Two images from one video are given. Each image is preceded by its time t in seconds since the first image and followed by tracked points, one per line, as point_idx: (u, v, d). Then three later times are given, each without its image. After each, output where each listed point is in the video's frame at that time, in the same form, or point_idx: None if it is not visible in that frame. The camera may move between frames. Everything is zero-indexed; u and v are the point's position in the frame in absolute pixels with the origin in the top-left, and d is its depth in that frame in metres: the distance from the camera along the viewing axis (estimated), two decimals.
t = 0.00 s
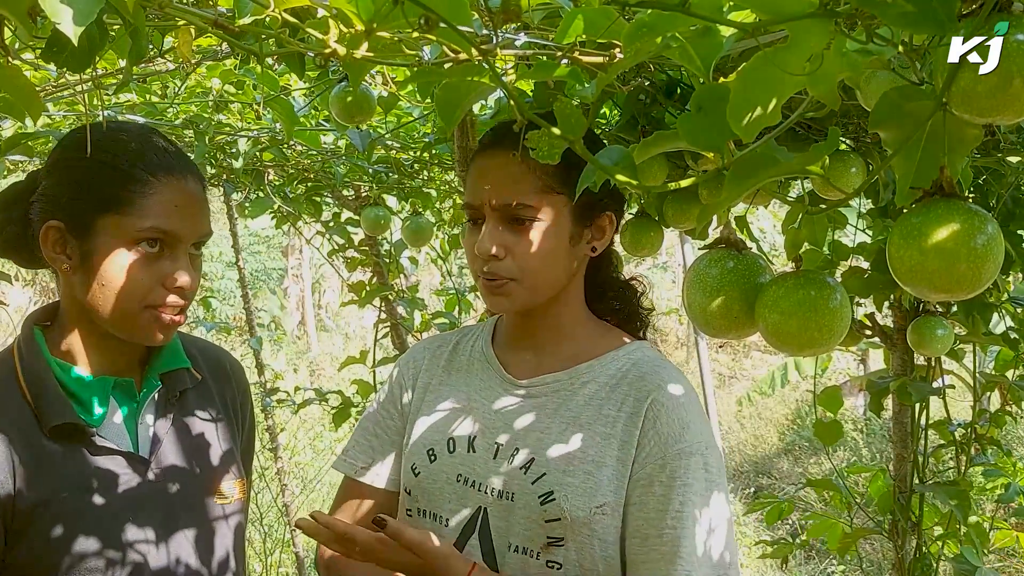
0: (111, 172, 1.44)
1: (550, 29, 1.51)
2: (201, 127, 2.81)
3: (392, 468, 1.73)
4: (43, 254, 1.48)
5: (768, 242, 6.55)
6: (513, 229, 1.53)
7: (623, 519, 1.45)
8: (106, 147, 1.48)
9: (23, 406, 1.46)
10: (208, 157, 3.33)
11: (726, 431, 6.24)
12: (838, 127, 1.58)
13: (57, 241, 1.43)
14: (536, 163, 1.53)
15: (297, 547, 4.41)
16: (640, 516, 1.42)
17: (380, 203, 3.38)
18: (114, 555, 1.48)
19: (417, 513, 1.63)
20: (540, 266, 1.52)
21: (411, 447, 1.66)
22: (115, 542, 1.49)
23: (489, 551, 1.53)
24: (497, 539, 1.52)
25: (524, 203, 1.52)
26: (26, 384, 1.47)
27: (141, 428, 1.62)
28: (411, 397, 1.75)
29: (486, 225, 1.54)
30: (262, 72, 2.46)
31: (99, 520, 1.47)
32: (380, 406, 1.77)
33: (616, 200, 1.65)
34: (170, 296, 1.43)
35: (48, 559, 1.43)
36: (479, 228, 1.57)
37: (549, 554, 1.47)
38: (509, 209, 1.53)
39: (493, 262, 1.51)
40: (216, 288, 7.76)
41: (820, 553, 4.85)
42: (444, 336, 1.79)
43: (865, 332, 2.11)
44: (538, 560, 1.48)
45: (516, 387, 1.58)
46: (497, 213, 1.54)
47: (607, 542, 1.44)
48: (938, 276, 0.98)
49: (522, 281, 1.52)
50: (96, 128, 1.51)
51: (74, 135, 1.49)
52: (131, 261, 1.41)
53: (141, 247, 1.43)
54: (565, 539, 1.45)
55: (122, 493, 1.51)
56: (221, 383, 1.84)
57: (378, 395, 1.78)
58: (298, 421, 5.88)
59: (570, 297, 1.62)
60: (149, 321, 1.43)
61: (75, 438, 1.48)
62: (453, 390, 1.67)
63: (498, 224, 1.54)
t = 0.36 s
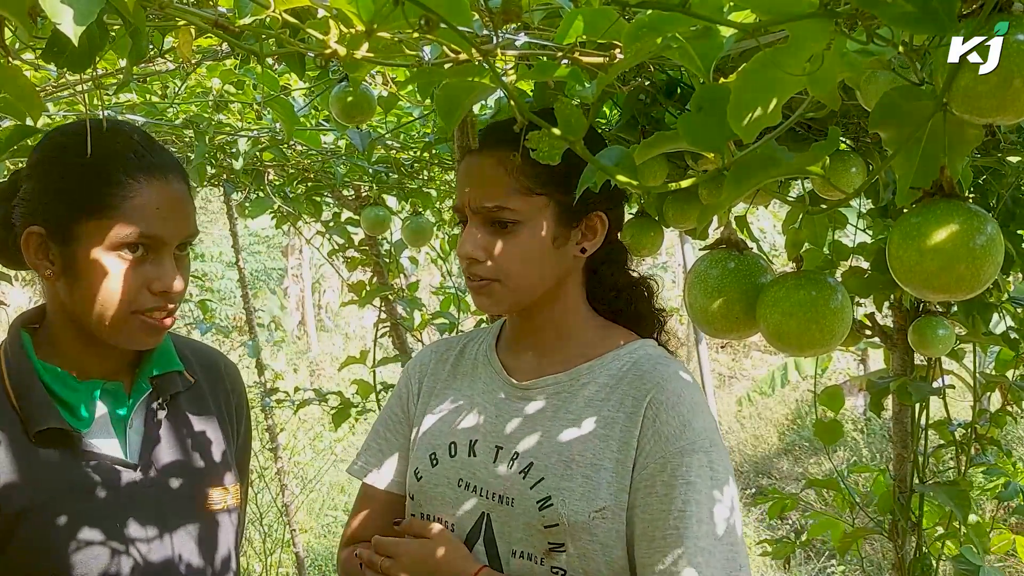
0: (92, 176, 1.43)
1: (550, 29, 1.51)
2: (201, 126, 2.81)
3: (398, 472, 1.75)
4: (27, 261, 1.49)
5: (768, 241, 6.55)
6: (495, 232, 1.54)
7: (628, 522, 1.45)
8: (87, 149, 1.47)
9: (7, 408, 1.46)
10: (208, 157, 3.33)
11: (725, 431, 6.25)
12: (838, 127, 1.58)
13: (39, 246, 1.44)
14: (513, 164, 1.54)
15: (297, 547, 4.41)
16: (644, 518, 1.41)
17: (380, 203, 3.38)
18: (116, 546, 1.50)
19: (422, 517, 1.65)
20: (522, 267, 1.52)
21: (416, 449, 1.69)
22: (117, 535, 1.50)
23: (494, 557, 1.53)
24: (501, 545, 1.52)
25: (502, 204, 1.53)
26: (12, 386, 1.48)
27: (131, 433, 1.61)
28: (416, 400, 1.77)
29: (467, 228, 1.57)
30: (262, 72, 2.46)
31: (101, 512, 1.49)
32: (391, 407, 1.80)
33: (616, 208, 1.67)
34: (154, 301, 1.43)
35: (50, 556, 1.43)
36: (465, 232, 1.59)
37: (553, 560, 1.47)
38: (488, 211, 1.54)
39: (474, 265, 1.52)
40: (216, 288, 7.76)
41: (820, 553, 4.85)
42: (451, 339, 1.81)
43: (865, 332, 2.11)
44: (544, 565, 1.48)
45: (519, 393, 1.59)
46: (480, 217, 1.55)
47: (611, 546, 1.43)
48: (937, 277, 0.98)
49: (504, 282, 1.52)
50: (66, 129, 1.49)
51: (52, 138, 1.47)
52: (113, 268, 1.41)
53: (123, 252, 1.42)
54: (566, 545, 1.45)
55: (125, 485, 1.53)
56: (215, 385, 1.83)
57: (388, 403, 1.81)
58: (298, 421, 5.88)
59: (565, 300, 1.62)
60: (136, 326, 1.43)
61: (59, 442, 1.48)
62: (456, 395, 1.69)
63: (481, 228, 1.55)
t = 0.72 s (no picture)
0: (89, 176, 1.43)
1: (550, 29, 1.51)
2: (201, 126, 2.81)
3: (403, 483, 1.79)
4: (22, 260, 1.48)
5: (768, 242, 6.56)
6: (493, 237, 1.53)
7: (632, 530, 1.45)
8: (84, 146, 1.47)
9: (6, 416, 1.44)
10: (208, 157, 3.33)
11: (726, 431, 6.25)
12: (838, 127, 1.58)
13: (36, 242, 1.44)
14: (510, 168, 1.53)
15: (297, 547, 4.41)
16: (644, 527, 1.41)
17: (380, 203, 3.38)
18: (120, 540, 1.51)
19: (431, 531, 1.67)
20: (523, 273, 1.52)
21: (422, 463, 1.71)
22: (120, 529, 1.51)
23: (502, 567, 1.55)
24: (508, 556, 1.54)
25: (500, 209, 1.52)
26: (10, 399, 1.46)
27: (127, 437, 1.60)
28: (421, 412, 1.80)
29: (465, 233, 1.56)
30: (262, 72, 2.46)
31: (104, 506, 1.50)
32: (397, 421, 1.82)
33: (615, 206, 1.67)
34: (150, 302, 1.43)
35: (55, 550, 1.44)
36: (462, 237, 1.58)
37: (557, 571, 1.49)
38: (486, 216, 1.54)
39: (472, 271, 1.52)
40: (216, 288, 7.75)
41: (820, 553, 4.85)
42: (453, 346, 1.81)
43: (865, 332, 2.11)
44: None
45: (520, 400, 1.60)
46: (477, 222, 1.55)
47: (615, 554, 1.44)
48: (937, 276, 0.98)
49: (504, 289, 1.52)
50: (64, 127, 1.48)
51: (48, 137, 1.47)
52: (109, 267, 1.41)
53: (120, 252, 1.42)
54: (569, 557, 1.46)
55: (127, 483, 1.53)
56: (210, 391, 1.83)
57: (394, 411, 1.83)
58: (298, 421, 5.88)
59: (568, 305, 1.62)
60: (131, 327, 1.44)
61: (51, 443, 1.46)
62: (458, 404, 1.71)
63: (478, 233, 1.54)
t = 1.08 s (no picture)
0: (89, 180, 1.43)
1: (550, 29, 1.51)
2: (201, 126, 2.80)
3: (405, 488, 1.79)
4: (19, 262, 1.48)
5: (768, 241, 6.56)
6: (494, 241, 1.52)
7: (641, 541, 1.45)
8: (80, 149, 1.46)
9: (10, 414, 1.45)
10: (208, 157, 3.32)
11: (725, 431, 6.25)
12: (838, 127, 1.58)
13: (35, 250, 1.43)
14: (508, 169, 1.53)
15: (297, 546, 4.42)
16: (656, 540, 1.40)
17: (380, 203, 3.38)
18: (118, 544, 1.50)
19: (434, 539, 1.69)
20: (523, 276, 1.51)
21: (425, 470, 1.72)
22: (119, 532, 1.51)
23: None
24: (514, 567, 1.55)
25: (498, 211, 1.52)
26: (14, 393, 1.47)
27: (130, 435, 1.61)
28: (424, 417, 1.80)
29: (464, 237, 1.56)
30: (261, 72, 2.46)
31: (103, 509, 1.49)
32: (399, 425, 1.83)
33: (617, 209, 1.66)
34: (157, 303, 1.44)
35: (54, 552, 1.44)
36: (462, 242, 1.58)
37: None
38: (484, 219, 1.53)
39: (475, 276, 1.51)
40: (216, 288, 7.75)
41: (820, 553, 4.85)
42: (454, 351, 1.82)
43: (865, 332, 2.11)
44: None
45: (525, 407, 1.60)
46: (477, 226, 1.54)
47: (623, 566, 1.44)
48: (937, 277, 0.98)
49: (503, 292, 1.51)
50: (56, 129, 1.47)
51: (40, 140, 1.46)
52: (114, 271, 1.41)
53: (124, 255, 1.42)
54: (576, 569, 1.47)
55: (126, 484, 1.53)
56: (202, 387, 1.84)
57: (396, 415, 1.83)
58: (298, 421, 5.88)
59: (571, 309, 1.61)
60: (139, 330, 1.44)
61: (62, 443, 1.47)
62: (462, 408, 1.72)
63: (479, 237, 1.54)
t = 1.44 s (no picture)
0: (83, 181, 1.43)
1: (550, 29, 1.51)
2: (201, 126, 2.80)
3: (401, 489, 1.79)
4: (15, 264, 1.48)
5: (768, 241, 6.56)
6: (484, 230, 1.53)
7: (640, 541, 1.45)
8: (73, 150, 1.46)
9: (7, 410, 1.45)
10: (208, 157, 3.32)
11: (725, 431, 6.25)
12: (838, 127, 1.58)
13: (31, 253, 1.44)
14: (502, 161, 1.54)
15: (297, 547, 4.41)
16: (656, 540, 1.40)
17: (380, 203, 3.38)
18: (112, 558, 1.49)
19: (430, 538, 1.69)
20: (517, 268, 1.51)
21: (421, 469, 1.72)
22: (116, 544, 1.50)
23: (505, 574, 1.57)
24: (512, 564, 1.56)
25: (489, 202, 1.52)
26: (14, 394, 1.46)
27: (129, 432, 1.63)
28: (419, 416, 1.80)
29: (456, 229, 1.56)
30: (261, 72, 2.45)
31: (98, 522, 1.49)
32: (394, 425, 1.83)
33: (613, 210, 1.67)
34: (151, 304, 1.43)
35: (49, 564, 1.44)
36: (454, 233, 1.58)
37: None
38: (476, 210, 1.53)
39: (465, 264, 1.51)
40: (216, 288, 7.75)
41: (819, 553, 4.85)
42: (451, 348, 1.82)
43: (865, 332, 2.11)
44: None
45: (522, 406, 1.60)
46: (468, 217, 1.55)
47: (624, 565, 1.45)
48: (936, 277, 0.98)
49: (498, 285, 1.51)
50: (48, 132, 1.46)
51: (32, 142, 1.45)
52: (109, 273, 1.41)
53: (116, 257, 1.42)
54: (575, 568, 1.47)
55: (122, 495, 1.53)
56: (202, 381, 1.85)
57: (392, 415, 1.84)
58: (298, 421, 5.88)
59: (565, 304, 1.62)
60: (135, 330, 1.44)
61: (64, 442, 1.48)
62: (458, 407, 1.72)
63: (469, 226, 1.54)
